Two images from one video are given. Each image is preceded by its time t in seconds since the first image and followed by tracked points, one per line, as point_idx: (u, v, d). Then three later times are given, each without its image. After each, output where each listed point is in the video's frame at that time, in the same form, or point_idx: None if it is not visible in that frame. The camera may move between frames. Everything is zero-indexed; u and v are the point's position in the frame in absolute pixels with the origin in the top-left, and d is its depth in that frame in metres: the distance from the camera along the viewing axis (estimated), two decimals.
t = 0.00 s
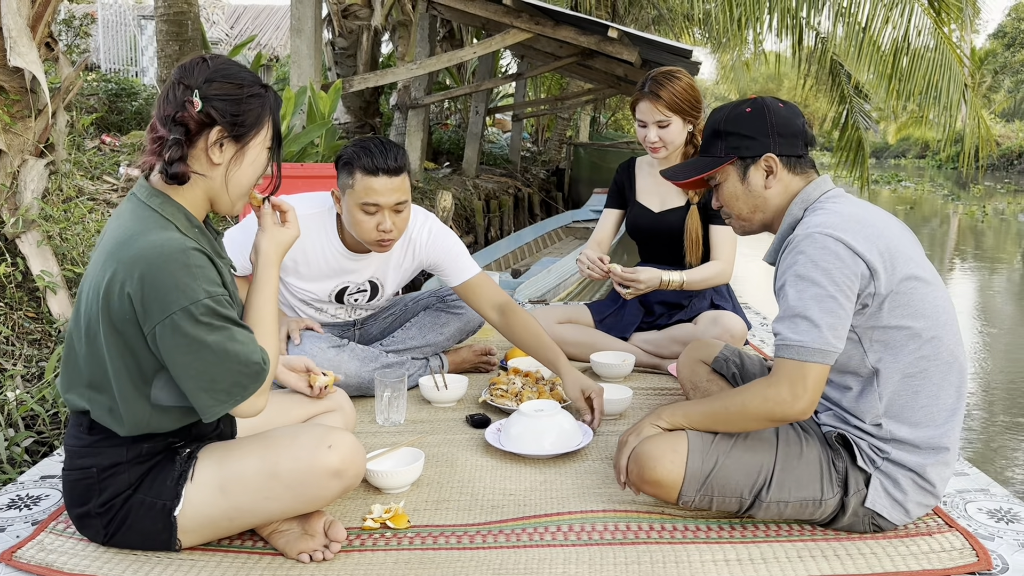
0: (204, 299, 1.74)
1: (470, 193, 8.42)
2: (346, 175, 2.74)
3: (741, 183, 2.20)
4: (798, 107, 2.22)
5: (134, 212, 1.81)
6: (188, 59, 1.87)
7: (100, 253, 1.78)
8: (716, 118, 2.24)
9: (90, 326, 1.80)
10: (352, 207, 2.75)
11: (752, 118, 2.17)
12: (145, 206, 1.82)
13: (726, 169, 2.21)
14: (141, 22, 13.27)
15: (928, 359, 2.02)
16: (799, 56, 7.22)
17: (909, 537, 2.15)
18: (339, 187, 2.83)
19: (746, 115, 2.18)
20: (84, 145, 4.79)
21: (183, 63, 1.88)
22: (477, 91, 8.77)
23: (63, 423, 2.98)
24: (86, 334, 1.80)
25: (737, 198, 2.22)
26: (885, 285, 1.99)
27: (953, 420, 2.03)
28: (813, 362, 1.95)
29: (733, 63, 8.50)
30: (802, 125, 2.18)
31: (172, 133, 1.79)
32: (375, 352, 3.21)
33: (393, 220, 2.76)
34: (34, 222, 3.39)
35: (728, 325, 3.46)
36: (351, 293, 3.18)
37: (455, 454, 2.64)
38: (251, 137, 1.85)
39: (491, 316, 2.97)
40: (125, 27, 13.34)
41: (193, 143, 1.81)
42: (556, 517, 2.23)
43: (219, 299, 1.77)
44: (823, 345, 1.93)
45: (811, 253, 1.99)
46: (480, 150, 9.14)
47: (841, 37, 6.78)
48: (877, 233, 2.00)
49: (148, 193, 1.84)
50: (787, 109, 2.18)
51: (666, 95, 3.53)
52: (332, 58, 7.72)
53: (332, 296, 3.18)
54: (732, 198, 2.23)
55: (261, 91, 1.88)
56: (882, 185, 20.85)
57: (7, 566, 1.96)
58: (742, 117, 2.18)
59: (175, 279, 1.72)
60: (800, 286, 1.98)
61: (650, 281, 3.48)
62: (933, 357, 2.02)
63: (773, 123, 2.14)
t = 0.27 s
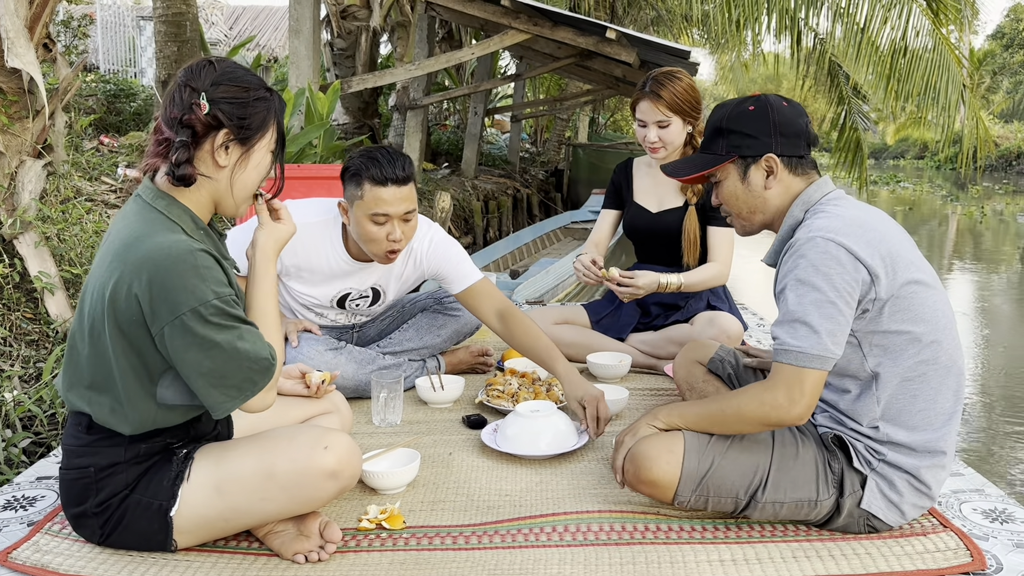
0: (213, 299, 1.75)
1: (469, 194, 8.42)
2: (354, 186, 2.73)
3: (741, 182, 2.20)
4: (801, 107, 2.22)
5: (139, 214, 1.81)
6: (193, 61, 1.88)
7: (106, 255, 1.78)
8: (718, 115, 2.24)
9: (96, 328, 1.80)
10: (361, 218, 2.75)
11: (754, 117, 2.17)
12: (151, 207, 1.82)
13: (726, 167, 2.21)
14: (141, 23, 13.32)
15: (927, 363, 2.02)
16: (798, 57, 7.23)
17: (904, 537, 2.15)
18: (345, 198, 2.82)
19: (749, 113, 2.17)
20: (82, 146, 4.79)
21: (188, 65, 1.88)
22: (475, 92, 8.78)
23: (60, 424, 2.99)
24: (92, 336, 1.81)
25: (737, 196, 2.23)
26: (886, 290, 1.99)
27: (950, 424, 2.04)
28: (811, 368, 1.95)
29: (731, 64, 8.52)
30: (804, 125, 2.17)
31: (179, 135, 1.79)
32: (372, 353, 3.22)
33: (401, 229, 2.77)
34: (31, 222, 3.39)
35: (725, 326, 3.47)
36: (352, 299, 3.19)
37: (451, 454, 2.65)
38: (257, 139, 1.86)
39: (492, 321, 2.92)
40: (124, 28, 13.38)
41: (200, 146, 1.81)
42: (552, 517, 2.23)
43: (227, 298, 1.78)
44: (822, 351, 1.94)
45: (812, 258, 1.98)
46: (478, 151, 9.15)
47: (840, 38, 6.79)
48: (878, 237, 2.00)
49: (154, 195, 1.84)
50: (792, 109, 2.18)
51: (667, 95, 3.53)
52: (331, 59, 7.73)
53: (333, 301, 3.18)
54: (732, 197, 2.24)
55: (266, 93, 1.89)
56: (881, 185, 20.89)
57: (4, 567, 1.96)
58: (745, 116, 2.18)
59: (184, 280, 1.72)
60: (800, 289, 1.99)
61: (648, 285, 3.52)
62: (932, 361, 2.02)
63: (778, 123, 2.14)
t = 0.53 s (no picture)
0: (209, 303, 1.74)
1: (468, 194, 8.42)
2: (354, 192, 2.73)
3: (749, 177, 2.20)
4: (814, 106, 2.21)
5: (140, 214, 1.81)
6: (196, 61, 1.88)
7: (106, 255, 1.78)
8: (731, 109, 2.23)
9: (94, 328, 1.79)
10: (360, 225, 2.74)
11: (767, 113, 2.17)
12: (152, 208, 1.82)
13: (735, 162, 2.21)
14: (139, 23, 13.33)
15: (930, 366, 2.02)
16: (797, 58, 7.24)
17: (904, 538, 2.15)
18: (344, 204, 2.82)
19: (763, 108, 2.17)
20: (80, 146, 4.79)
21: (191, 66, 1.88)
22: (474, 93, 8.78)
23: (58, 424, 2.98)
24: (90, 336, 1.81)
25: (744, 191, 2.23)
26: (890, 292, 1.98)
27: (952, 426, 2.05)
28: (797, 365, 1.96)
29: (730, 64, 8.52)
30: (816, 125, 2.17)
31: (179, 135, 1.79)
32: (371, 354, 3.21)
33: (401, 236, 2.75)
34: (29, 223, 3.39)
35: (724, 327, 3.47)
36: (351, 302, 3.19)
37: (450, 455, 2.64)
38: (257, 141, 1.86)
39: (495, 322, 2.92)
40: (123, 29, 13.38)
41: (200, 146, 1.81)
42: (551, 518, 2.23)
43: (224, 303, 1.77)
44: (809, 350, 1.95)
45: (815, 258, 1.98)
46: (477, 151, 9.15)
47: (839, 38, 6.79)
48: (884, 239, 1.99)
49: (154, 195, 1.84)
50: (806, 109, 2.18)
51: (662, 96, 3.52)
52: (330, 59, 7.73)
53: (332, 305, 3.18)
54: (739, 191, 2.24)
55: (268, 96, 1.89)
56: (879, 185, 20.91)
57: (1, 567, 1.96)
58: (758, 111, 2.18)
59: (181, 282, 1.72)
60: (799, 289, 1.99)
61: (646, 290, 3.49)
62: (937, 363, 2.02)
63: (792, 121, 2.14)
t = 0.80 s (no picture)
0: (202, 305, 1.73)
1: (467, 195, 8.42)
2: (327, 174, 2.72)
3: (751, 177, 2.20)
4: (819, 107, 2.21)
5: (136, 214, 1.80)
6: (194, 60, 1.87)
7: (103, 254, 1.78)
8: (735, 108, 2.23)
9: (89, 327, 1.79)
10: (336, 207, 2.75)
11: (772, 113, 2.17)
12: (149, 209, 1.81)
13: (738, 161, 2.21)
14: (138, 24, 13.32)
15: (933, 368, 2.02)
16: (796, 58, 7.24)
17: (905, 538, 2.15)
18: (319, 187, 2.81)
19: (767, 108, 2.17)
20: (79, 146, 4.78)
21: (188, 65, 1.87)
22: (473, 93, 8.78)
23: (56, 425, 2.97)
24: (86, 335, 1.81)
25: (746, 190, 2.22)
26: (893, 293, 1.98)
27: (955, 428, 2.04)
28: (783, 359, 1.98)
29: (729, 65, 8.52)
30: (820, 126, 2.17)
31: (177, 135, 1.79)
32: (371, 354, 3.21)
33: (377, 216, 2.76)
34: (28, 223, 3.38)
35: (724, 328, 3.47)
36: (342, 292, 3.17)
37: (450, 455, 2.64)
38: (255, 141, 1.86)
39: (467, 307, 2.99)
40: (121, 29, 13.37)
41: (197, 146, 1.81)
42: (551, 518, 2.23)
43: (218, 306, 1.77)
44: (797, 344, 1.96)
45: (815, 259, 1.98)
46: (476, 152, 9.15)
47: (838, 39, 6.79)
48: (887, 240, 1.98)
49: (152, 195, 1.84)
50: (811, 110, 2.17)
51: (657, 94, 3.53)
52: (329, 59, 7.72)
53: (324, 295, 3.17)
54: (741, 191, 2.23)
55: (266, 95, 1.89)
56: (877, 185, 20.93)
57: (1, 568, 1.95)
58: (763, 110, 2.18)
59: (175, 284, 1.71)
60: (798, 286, 1.99)
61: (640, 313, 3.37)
62: (940, 365, 2.02)
63: (796, 121, 2.14)
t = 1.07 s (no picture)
0: (192, 313, 1.73)
1: (466, 195, 8.43)
2: (299, 158, 2.77)
3: (739, 179, 2.20)
4: (808, 109, 2.21)
5: (133, 215, 1.80)
6: (194, 61, 1.87)
7: (99, 254, 1.78)
8: (723, 110, 2.24)
9: (83, 328, 1.79)
10: (309, 189, 2.79)
11: (759, 114, 2.16)
12: (145, 211, 1.80)
13: (726, 163, 2.21)
14: (137, 24, 13.33)
15: (928, 368, 2.02)
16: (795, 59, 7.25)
17: (903, 538, 2.15)
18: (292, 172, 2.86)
19: (755, 110, 2.17)
20: (78, 147, 4.78)
21: (189, 66, 1.87)
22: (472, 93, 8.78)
23: (55, 425, 2.97)
24: (80, 334, 1.81)
25: (735, 193, 2.23)
26: (886, 297, 1.98)
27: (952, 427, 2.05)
28: (789, 376, 1.97)
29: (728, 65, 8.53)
30: (809, 128, 2.16)
31: (178, 136, 1.79)
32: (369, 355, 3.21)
33: (350, 197, 2.81)
34: (27, 223, 3.38)
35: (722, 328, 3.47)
36: (329, 284, 3.22)
37: (449, 456, 2.64)
38: (255, 143, 1.86)
39: (438, 300, 3.05)
40: (120, 29, 13.37)
41: (197, 147, 1.81)
42: (551, 518, 2.23)
43: (208, 314, 1.76)
44: (801, 360, 1.95)
45: (808, 267, 1.97)
46: (475, 152, 9.16)
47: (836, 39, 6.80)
48: (877, 244, 1.98)
49: (149, 197, 1.83)
50: (798, 111, 2.17)
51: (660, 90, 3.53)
52: (327, 60, 7.72)
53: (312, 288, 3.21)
54: (729, 193, 2.24)
55: (266, 97, 1.89)
56: (876, 185, 20.96)
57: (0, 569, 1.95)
58: (750, 112, 2.18)
59: (166, 289, 1.71)
60: (792, 298, 1.98)
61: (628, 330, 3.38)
62: (935, 365, 2.02)
63: (782, 121, 2.14)
